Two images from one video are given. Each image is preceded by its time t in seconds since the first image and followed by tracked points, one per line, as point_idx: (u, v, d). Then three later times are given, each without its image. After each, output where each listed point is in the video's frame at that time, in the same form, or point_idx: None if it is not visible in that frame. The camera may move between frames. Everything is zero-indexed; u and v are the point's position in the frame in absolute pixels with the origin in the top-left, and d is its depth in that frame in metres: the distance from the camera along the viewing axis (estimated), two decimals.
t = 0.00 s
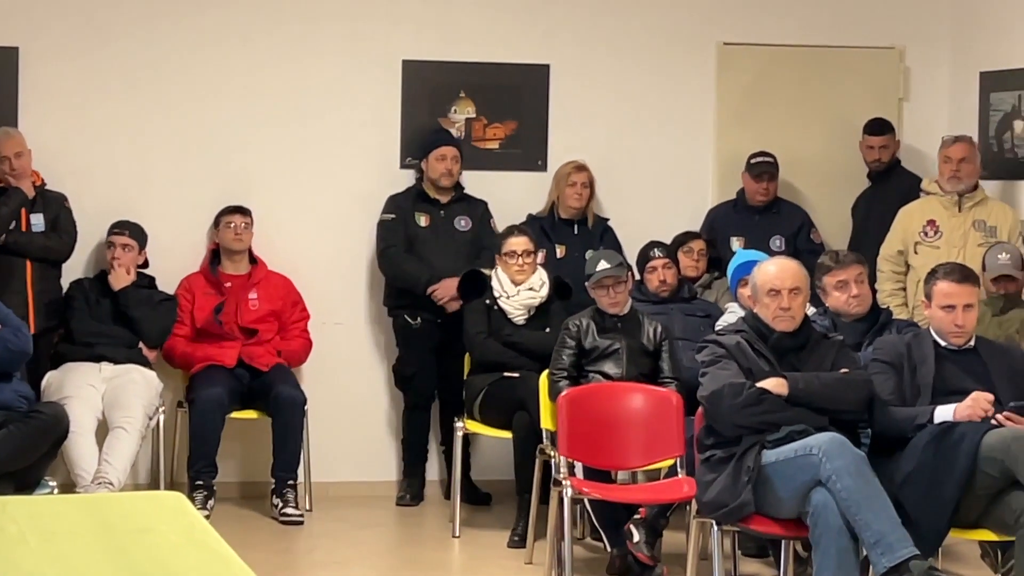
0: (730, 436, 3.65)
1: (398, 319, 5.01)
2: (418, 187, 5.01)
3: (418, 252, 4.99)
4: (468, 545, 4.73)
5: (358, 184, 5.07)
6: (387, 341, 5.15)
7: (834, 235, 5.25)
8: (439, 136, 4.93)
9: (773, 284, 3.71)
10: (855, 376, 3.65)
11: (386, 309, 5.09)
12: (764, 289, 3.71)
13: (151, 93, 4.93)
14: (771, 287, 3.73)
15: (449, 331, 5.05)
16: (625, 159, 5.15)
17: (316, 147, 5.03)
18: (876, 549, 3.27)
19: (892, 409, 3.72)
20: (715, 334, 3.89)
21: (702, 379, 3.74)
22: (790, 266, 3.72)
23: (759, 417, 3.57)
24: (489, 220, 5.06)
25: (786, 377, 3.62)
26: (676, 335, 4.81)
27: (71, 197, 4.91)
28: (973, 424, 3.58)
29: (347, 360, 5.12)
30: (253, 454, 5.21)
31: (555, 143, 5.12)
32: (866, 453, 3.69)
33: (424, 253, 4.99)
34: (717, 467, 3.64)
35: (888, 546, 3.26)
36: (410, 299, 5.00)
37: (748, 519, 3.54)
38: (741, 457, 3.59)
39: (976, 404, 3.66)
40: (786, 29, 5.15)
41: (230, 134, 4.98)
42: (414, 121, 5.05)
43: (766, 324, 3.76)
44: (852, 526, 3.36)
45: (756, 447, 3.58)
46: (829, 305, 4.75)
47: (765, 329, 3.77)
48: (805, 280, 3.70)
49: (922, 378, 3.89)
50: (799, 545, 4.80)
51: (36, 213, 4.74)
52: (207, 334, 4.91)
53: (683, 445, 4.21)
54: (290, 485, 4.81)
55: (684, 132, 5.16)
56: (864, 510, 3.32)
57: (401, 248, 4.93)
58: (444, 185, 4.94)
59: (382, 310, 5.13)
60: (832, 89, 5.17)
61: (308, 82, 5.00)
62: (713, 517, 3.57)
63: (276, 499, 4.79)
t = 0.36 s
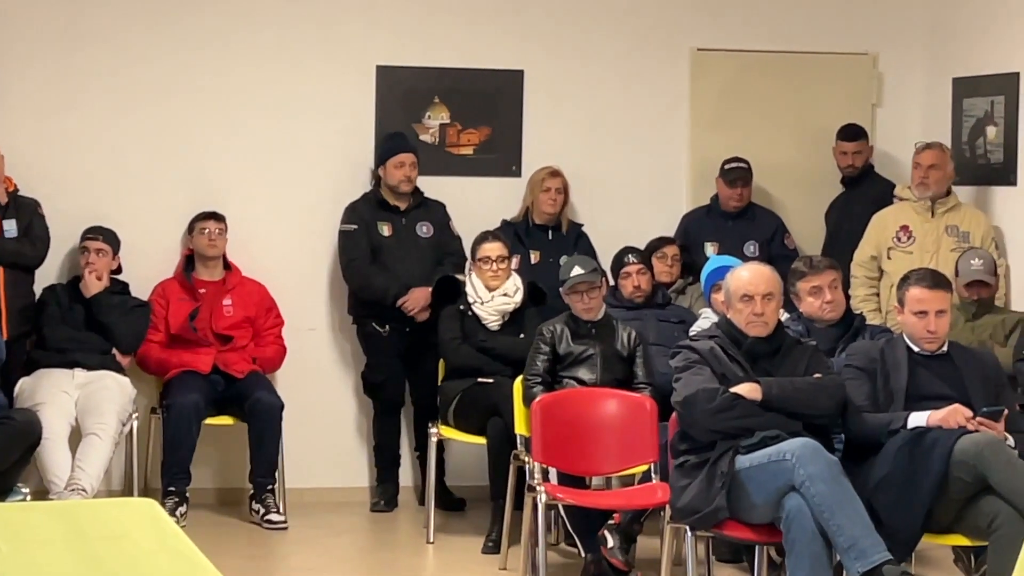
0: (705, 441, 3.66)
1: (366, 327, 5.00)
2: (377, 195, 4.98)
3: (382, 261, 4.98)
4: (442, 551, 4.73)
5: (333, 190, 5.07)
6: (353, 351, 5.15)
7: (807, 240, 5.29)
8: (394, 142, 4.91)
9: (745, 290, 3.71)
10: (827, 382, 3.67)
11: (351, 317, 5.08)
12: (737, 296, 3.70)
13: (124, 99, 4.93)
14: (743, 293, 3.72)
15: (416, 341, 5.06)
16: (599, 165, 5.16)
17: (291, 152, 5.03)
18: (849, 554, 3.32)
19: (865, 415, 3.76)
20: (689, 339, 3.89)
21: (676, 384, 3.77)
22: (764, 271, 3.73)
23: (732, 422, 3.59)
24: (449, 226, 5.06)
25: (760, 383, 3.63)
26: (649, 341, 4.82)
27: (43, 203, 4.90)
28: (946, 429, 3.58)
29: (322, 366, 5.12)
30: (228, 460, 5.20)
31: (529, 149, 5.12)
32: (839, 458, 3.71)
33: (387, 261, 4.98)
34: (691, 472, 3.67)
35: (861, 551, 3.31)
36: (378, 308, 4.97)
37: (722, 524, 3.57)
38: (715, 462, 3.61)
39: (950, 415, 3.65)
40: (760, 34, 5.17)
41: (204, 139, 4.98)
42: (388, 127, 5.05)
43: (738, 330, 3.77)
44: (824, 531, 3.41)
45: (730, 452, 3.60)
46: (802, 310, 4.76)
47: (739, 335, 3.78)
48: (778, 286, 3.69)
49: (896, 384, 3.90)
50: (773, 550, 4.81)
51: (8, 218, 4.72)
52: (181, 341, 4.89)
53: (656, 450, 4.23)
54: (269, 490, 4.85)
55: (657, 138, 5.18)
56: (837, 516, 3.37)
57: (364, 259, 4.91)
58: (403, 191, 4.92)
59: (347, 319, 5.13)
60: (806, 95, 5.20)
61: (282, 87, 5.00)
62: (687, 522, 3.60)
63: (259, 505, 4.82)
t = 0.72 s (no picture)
0: (678, 445, 3.68)
1: (342, 330, 4.99)
2: (348, 202, 4.98)
3: (356, 265, 4.98)
4: (417, 556, 4.72)
5: (307, 194, 5.06)
6: (332, 354, 5.15)
7: (781, 244, 5.32)
8: (366, 146, 4.92)
9: (720, 294, 3.72)
10: (801, 387, 3.69)
11: (327, 321, 5.08)
12: (712, 300, 3.72)
13: (97, 102, 4.92)
14: (718, 297, 3.74)
15: (396, 340, 5.05)
16: (574, 170, 5.17)
17: (265, 156, 5.02)
18: (821, 558, 3.33)
19: (838, 419, 3.77)
20: (662, 343, 3.90)
21: (649, 388, 3.75)
22: (737, 276, 3.74)
23: (706, 426, 3.62)
24: (424, 227, 5.06)
25: (733, 387, 3.65)
26: (623, 345, 4.82)
27: (15, 207, 4.88)
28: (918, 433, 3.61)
29: (297, 370, 5.12)
30: (206, 462, 5.15)
31: (503, 153, 5.13)
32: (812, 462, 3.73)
33: (363, 267, 4.98)
34: (665, 476, 3.67)
35: (833, 555, 3.32)
36: (353, 312, 4.97)
37: (696, 528, 3.58)
38: (688, 466, 3.61)
39: (924, 419, 3.66)
40: (734, 39, 5.21)
41: (177, 143, 4.97)
42: (362, 130, 5.05)
43: (713, 334, 3.78)
44: (798, 536, 3.40)
45: (704, 456, 3.60)
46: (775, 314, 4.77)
47: (712, 339, 3.78)
48: (752, 290, 3.71)
49: (868, 387, 3.91)
50: (747, 553, 4.81)
51: None
52: (154, 345, 4.88)
53: (630, 454, 4.23)
54: (252, 495, 4.87)
55: (631, 142, 5.19)
56: (811, 520, 3.36)
57: (338, 264, 4.91)
58: (374, 195, 4.93)
59: (323, 324, 5.13)
60: (779, 98, 5.24)
61: (256, 91, 5.00)
62: (661, 526, 3.61)
63: (239, 509, 4.84)
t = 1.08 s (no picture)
0: (650, 448, 3.67)
1: (325, 333, 5.00)
2: (332, 203, 5.00)
3: (338, 267, 4.99)
4: (389, 559, 4.71)
5: (280, 198, 5.06)
6: (314, 356, 5.15)
7: (753, 247, 5.33)
8: (347, 150, 4.93)
9: (693, 297, 3.72)
10: (773, 391, 3.71)
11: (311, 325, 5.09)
12: (684, 303, 3.71)
13: (68, 105, 4.90)
14: (690, 300, 3.73)
15: (371, 342, 5.05)
16: (547, 173, 5.18)
17: (238, 159, 5.01)
18: (793, 560, 3.35)
19: (810, 422, 3.76)
20: (633, 346, 3.89)
21: (621, 392, 3.75)
22: (709, 279, 3.73)
23: (677, 429, 3.61)
24: (407, 229, 5.07)
25: (705, 391, 3.65)
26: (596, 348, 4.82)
27: None
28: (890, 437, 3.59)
29: (270, 373, 5.11)
30: (179, 470, 5.15)
31: (476, 156, 5.13)
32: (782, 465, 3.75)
33: (345, 269, 4.99)
34: (636, 480, 3.68)
35: (805, 557, 3.34)
36: (335, 314, 4.98)
37: (668, 531, 3.59)
38: (660, 469, 3.62)
39: (895, 422, 3.65)
40: (707, 42, 5.23)
41: (149, 146, 4.96)
42: (334, 133, 5.05)
43: (684, 337, 3.78)
44: (769, 538, 3.42)
45: (675, 460, 3.61)
46: (747, 317, 4.77)
47: (685, 343, 3.79)
48: (724, 293, 3.71)
49: (839, 390, 3.92)
50: (719, 556, 4.82)
51: None
52: (126, 348, 4.87)
53: (602, 457, 4.23)
54: (224, 498, 4.85)
55: (604, 146, 5.20)
56: (782, 522, 3.38)
57: (320, 265, 4.93)
58: (357, 198, 4.96)
59: (307, 327, 5.13)
60: (751, 101, 5.27)
61: (229, 94, 4.99)
62: (632, 530, 3.61)
63: (212, 513, 4.81)
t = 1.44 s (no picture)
0: (623, 449, 3.67)
1: (304, 332, 4.98)
2: (316, 203, 4.99)
3: (319, 266, 4.98)
4: (364, 560, 4.71)
5: (255, 198, 5.05)
6: (293, 354, 5.14)
7: (729, 248, 5.35)
8: (330, 151, 4.93)
9: (666, 297, 3.71)
10: (747, 392, 3.72)
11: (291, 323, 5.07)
12: (658, 303, 3.70)
13: (41, 105, 4.88)
14: (664, 300, 3.73)
15: (350, 342, 5.02)
16: (521, 174, 5.19)
17: (212, 158, 5.01)
18: (766, 560, 3.35)
19: (784, 423, 3.77)
20: (608, 346, 3.89)
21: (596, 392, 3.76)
22: (683, 279, 3.74)
23: (653, 430, 3.61)
24: (391, 231, 5.06)
25: (679, 391, 3.65)
26: (571, 349, 4.82)
27: None
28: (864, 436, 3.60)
29: (245, 374, 5.10)
30: (154, 470, 5.14)
31: (450, 156, 5.14)
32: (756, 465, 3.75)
33: (326, 268, 4.99)
34: (609, 480, 3.68)
35: (778, 558, 3.34)
36: (314, 313, 4.96)
37: (642, 531, 3.59)
38: (634, 469, 3.62)
39: (868, 422, 3.64)
40: (682, 43, 5.26)
41: (123, 147, 4.95)
42: (309, 134, 5.04)
43: (659, 337, 3.77)
44: (743, 539, 3.42)
45: (649, 460, 3.62)
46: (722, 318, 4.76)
47: (659, 343, 3.78)
48: (697, 293, 3.71)
49: (813, 390, 3.92)
50: (694, 556, 4.82)
51: None
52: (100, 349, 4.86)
53: (577, 457, 4.23)
54: (199, 499, 4.84)
55: (579, 146, 5.22)
56: (755, 523, 3.38)
57: (301, 264, 4.92)
58: (342, 199, 4.96)
59: (287, 326, 5.12)
60: (726, 101, 5.29)
61: (202, 94, 4.98)
62: (606, 530, 3.60)
63: (186, 514, 4.81)
